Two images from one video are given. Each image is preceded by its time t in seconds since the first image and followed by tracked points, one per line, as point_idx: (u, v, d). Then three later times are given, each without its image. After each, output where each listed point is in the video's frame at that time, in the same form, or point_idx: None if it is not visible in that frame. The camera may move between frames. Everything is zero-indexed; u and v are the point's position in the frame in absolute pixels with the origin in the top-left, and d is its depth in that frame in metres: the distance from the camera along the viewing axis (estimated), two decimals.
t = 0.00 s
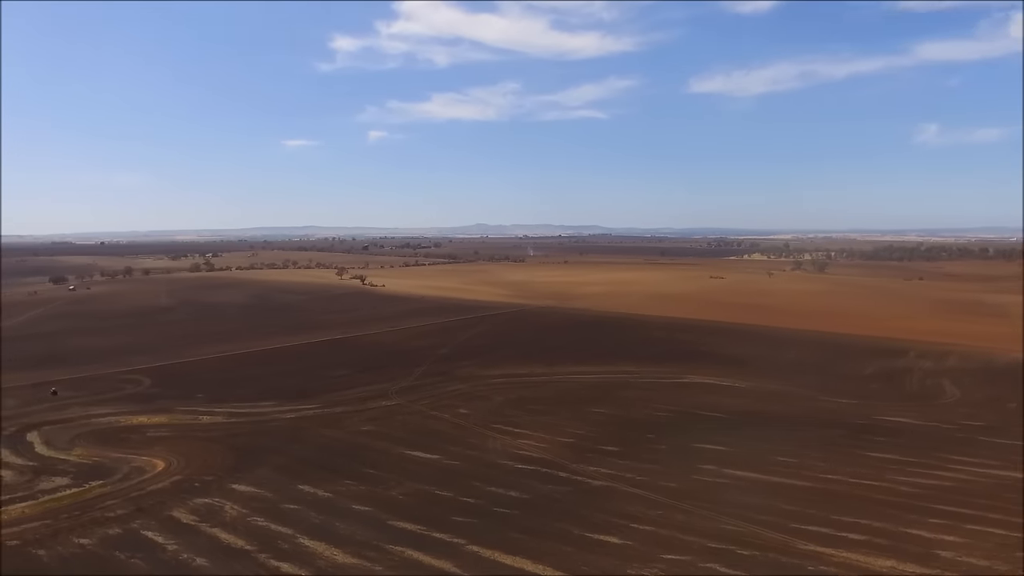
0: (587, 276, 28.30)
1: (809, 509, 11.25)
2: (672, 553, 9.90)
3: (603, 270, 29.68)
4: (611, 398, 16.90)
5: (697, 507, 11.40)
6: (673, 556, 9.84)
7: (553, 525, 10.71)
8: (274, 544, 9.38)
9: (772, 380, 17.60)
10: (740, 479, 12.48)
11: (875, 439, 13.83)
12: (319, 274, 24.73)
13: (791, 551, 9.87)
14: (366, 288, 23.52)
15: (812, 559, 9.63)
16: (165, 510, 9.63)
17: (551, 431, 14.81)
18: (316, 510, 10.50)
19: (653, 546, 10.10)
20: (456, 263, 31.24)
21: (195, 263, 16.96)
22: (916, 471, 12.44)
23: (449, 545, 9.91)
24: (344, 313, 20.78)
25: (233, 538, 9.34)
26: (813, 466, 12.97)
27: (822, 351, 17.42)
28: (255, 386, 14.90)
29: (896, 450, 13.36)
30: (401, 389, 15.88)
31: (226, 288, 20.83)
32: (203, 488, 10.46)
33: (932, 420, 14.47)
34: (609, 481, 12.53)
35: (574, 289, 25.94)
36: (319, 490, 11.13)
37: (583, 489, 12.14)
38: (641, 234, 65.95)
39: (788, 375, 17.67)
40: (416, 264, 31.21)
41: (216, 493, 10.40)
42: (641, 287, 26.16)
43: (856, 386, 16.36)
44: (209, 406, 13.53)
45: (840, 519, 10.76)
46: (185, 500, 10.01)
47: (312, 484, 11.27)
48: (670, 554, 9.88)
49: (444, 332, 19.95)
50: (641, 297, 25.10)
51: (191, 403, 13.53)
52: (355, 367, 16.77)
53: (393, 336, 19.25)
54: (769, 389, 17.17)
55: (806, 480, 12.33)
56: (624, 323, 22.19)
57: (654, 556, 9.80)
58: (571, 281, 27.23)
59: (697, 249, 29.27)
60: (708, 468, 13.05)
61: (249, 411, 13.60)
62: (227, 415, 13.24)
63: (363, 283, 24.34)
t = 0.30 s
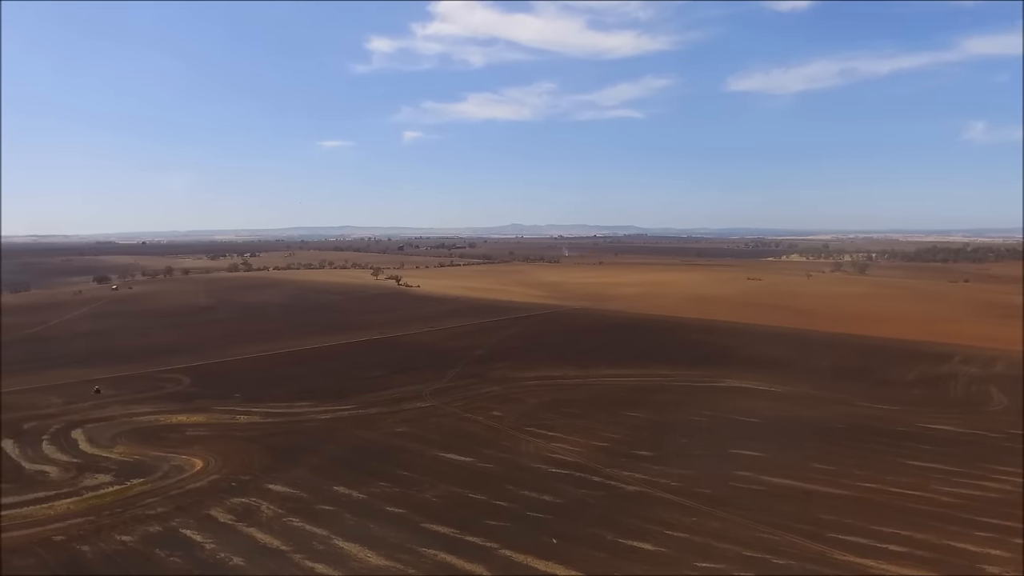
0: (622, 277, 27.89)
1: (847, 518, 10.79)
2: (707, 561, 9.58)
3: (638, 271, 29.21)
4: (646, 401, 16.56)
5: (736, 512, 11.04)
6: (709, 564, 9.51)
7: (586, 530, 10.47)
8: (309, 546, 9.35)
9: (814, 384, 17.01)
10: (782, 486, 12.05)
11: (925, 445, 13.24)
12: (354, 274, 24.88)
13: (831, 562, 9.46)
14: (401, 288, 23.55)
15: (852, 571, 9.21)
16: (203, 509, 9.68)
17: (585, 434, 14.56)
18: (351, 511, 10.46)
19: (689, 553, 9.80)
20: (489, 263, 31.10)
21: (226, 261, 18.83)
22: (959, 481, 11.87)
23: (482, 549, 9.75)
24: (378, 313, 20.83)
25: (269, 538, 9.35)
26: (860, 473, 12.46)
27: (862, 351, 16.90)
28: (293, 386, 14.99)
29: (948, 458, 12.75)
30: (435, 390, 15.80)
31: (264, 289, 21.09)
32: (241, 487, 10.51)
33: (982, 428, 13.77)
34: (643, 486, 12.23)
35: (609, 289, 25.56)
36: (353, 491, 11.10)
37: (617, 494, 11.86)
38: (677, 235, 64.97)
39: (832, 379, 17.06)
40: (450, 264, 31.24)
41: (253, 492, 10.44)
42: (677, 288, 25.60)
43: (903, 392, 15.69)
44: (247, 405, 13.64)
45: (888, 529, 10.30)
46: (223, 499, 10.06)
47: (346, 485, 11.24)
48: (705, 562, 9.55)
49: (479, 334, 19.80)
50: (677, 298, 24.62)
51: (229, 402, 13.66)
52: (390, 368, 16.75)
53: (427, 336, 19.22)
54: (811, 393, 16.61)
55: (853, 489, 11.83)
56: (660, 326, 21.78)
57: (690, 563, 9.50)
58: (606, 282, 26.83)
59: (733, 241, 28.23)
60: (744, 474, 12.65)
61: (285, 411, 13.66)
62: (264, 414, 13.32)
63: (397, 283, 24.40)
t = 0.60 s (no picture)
0: (653, 278, 27.44)
1: (883, 527, 10.37)
2: (737, 570, 9.27)
3: (670, 272, 28.71)
4: (678, 405, 16.23)
5: (773, 521, 10.69)
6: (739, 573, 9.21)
7: (618, 536, 10.24)
8: (340, 547, 9.31)
9: (854, 391, 16.48)
10: (822, 494, 11.65)
11: (971, 454, 12.71)
12: (385, 274, 24.98)
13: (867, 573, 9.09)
14: (431, 288, 23.54)
15: None
16: (236, 508, 9.72)
17: (615, 438, 14.30)
18: (382, 513, 10.41)
19: (721, 561, 9.51)
20: (520, 264, 30.92)
21: (262, 260, 20.56)
22: (1004, 493, 11.30)
23: (511, 554, 9.59)
24: (409, 313, 20.85)
25: (301, 539, 9.33)
26: (904, 482, 11.98)
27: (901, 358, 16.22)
28: (326, 386, 15.03)
29: (998, 467, 12.19)
30: (466, 392, 15.70)
31: (297, 289, 21.29)
32: (273, 487, 10.54)
33: None
34: (673, 491, 11.95)
35: (641, 291, 25.24)
36: (384, 493, 11.05)
37: (647, 500, 11.59)
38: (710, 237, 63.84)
39: (873, 385, 16.50)
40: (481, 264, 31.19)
41: (285, 493, 10.45)
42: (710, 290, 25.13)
43: (946, 398, 15.11)
44: (280, 405, 13.71)
45: (934, 542, 9.86)
46: (256, 499, 10.08)
47: (377, 487, 11.19)
48: (735, 571, 9.25)
49: (509, 335, 19.68)
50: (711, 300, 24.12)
51: (262, 402, 13.74)
52: (421, 369, 16.72)
53: (457, 337, 19.15)
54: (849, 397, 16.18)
55: (892, 498, 11.38)
56: (693, 327, 21.35)
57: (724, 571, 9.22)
58: (638, 283, 26.45)
59: (767, 242, 27.60)
60: (777, 481, 12.27)
61: (317, 411, 13.69)
62: (297, 415, 13.37)
63: (428, 283, 24.41)
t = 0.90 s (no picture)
0: (682, 279, 27.00)
1: (917, 538, 10.01)
2: None
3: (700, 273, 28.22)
4: (708, 410, 15.91)
5: (808, 529, 10.37)
6: None
7: (645, 542, 10.02)
8: (366, 549, 9.24)
9: (889, 396, 15.97)
10: (859, 502, 11.28)
11: (1010, 464, 12.22)
12: (412, 275, 24.99)
13: None
14: (457, 288, 23.47)
15: None
16: (264, 509, 9.72)
17: (642, 442, 14.05)
18: (407, 516, 10.32)
19: (750, 570, 9.25)
20: (547, 264, 30.70)
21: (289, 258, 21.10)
22: None
23: (536, 558, 9.43)
24: (435, 314, 20.80)
25: (327, 540, 9.28)
26: (939, 491, 11.57)
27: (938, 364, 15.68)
28: (353, 387, 15.03)
29: None
30: (492, 394, 15.59)
31: (325, 290, 21.42)
32: (301, 488, 10.52)
33: None
34: (701, 497, 11.67)
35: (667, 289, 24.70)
36: (410, 495, 10.97)
37: (675, 505, 11.34)
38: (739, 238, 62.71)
39: (909, 391, 15.97)
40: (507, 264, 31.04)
41: (312, 494, 10.43)
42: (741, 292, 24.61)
43: (982, 404, 14.56)
44: (307, 406, 13.73)
45: (974, 555, 9.47)
46: (283, 501, 10.07)
47: (403, 489, 11.13)
48: None
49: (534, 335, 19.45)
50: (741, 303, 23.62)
51: (290, 403, 13.77)
52: (447, 370, 16.64)
53: (482, 338, 19.04)
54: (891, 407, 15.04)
55: (925, 507, 11.00)
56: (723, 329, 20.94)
57: None
58: (665, 283, 26.00)
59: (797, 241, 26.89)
60: (806, 488, 11.95)
61: (344, 412, 13.68)
62: (324, 416, 13.37)
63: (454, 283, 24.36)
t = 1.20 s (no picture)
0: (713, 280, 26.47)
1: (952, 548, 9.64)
2: None
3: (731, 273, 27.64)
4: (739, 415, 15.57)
5: (844, 536, 10.05)
6: None
7: (674, 548, 9.80)
8: (392, 552, 9.17)
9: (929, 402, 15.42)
10: (893, 511, 10.90)
11: None
12: (438, 275, 25.00)
13: None
14: (483, 288, 23.38)
15: None
16: (291, 510, 9.71)
17: (670, 447, 13.79)
18: (434, 519, 10.24)
19: None
20: (575, 265, 30.40)
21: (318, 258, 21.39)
22: None
23: (562, 563, 9.27)
24: (461, 314, 20.74)
25: (354, 542, 9.24)
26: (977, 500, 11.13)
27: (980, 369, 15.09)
28: (380, 388, 15.02)
29: None
30: (519, 396, 15.45)
31: (352, 290, 21.54)
32: (328, 490, 10.50)
33: None
34: (730, 502, 11.39)
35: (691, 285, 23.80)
36: (436, 498, 10.89)
37: (704, 511, 11.09)
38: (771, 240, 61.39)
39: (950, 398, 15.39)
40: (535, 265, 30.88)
41: (339, 495, 10.40)
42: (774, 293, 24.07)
43: None
44: (335, 407, 13.75)
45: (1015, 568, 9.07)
46: (310, 502, 10.06)
47: (429, 491, 11.06)
48: None
49: (561, 337, 19.28)
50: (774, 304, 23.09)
51: (318, 403, 13.81)
52: (474, 372, 16.56)
53: (508, 338, 18.92)
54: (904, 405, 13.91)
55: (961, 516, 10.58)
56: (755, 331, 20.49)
57: None
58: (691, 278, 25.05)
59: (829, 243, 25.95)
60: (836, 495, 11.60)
61: (371, 414, 13.66)
62: (352, 417, 13.38)
63: (481, 283, 24.30)
